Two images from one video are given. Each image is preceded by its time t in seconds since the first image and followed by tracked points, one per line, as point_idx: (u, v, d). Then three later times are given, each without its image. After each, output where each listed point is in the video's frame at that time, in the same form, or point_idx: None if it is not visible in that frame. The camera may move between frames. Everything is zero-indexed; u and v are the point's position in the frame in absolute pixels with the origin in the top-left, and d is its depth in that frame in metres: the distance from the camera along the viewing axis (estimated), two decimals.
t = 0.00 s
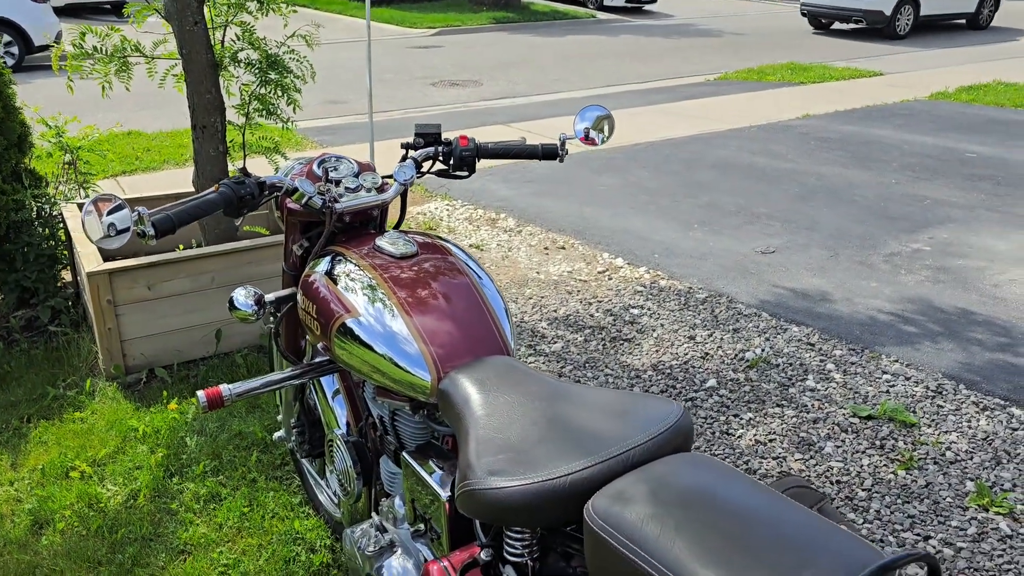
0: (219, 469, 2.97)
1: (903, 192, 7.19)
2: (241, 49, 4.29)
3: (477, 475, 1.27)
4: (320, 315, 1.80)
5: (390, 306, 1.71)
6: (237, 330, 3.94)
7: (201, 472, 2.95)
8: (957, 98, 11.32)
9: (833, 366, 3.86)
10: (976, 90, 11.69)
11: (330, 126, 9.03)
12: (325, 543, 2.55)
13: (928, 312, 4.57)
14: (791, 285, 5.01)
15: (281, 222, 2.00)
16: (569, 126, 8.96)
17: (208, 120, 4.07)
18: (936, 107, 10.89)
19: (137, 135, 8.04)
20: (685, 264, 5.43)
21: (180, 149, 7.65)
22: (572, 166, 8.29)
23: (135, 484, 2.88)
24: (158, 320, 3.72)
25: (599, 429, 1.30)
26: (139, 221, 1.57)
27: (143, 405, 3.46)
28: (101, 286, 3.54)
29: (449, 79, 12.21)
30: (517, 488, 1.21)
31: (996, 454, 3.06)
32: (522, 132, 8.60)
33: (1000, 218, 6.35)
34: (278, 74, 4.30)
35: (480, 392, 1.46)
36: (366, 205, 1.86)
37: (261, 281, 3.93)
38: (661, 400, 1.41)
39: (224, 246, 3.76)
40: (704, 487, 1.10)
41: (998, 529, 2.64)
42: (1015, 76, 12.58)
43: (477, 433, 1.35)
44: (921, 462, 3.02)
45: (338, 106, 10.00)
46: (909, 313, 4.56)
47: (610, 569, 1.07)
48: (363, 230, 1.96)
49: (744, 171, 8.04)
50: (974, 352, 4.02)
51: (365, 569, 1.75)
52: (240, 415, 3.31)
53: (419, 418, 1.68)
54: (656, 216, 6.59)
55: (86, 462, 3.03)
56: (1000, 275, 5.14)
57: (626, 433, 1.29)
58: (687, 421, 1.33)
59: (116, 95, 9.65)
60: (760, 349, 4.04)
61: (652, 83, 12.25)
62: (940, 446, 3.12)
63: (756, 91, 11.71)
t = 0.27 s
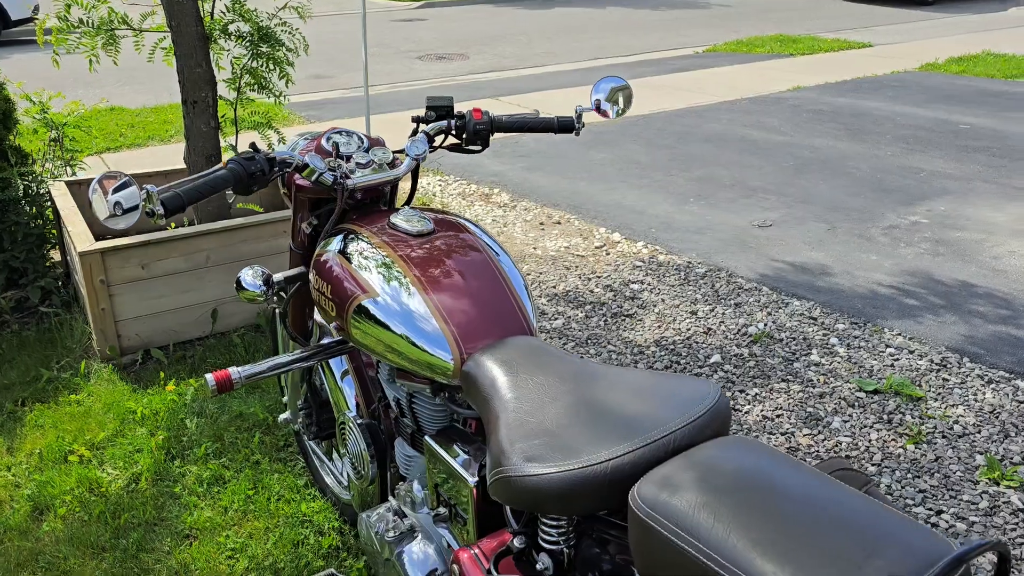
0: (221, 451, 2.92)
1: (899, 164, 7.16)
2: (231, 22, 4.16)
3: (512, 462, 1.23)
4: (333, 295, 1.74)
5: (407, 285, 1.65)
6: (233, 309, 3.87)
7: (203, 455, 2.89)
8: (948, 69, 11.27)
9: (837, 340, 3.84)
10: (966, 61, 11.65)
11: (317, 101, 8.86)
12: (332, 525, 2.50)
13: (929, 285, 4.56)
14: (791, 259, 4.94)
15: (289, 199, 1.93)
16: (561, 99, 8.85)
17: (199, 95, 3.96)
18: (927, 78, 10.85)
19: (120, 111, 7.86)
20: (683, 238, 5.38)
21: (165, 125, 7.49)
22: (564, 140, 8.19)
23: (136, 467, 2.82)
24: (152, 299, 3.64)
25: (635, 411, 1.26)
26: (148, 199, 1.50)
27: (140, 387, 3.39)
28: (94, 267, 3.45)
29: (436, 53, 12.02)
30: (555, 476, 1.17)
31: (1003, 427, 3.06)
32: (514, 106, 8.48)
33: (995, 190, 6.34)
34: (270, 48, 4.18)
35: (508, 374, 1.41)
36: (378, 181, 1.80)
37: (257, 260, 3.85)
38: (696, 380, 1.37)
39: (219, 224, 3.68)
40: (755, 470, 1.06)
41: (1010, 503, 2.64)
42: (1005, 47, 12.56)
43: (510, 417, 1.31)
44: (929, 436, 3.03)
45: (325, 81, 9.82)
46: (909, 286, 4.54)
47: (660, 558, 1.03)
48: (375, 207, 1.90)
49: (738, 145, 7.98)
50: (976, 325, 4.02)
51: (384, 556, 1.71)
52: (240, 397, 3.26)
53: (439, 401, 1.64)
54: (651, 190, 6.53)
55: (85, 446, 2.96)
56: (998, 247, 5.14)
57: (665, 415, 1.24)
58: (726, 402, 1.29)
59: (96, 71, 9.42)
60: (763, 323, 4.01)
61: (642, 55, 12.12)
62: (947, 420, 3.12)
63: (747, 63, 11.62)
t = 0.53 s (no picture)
0: (233, 430, 2.85)
1: (903, 132, 7.08)
2: None
3: (570, 444, 1.17)
4: (362, 269, 1.67)
5: (440, 257, 1.58)
6: (238, 284, 3.78)
7: (215, 433, 2.83)
8: (948, 36, 11.14)
9: (853, 310, 3.79)
10: (965, 27, 11.52)
11: (310, 71, 8.67)
12: (353, 505, 2.44)
13: (941, 253, 4.51)
14: (801, 228, 4.87)
15: (310, 170, 1.85)
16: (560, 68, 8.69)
17: (198, 65, 3.83)
18: (927, 45, 10.72)
19: (109, 83, 7.67)
20: (690, 209, 5.30)
21: (157, 97, 7.31)
22: (564, 110, 8.06)
23: (147, 447, 2.75)
24: (156, 275, 3.55)
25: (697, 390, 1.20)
26: (172, 169, 1.43)
27: (146, 364, 3.31)
28: (96, 242, 3.35)
29: (429, 21, 11.78)
30: (618, 458, 1.12)
31: None
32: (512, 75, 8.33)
33: (1002, 157, 6.28)
34: (270, 15, 4.04)
35: (557, 350, 1.35)
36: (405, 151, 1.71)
37: (262, 234, 3.76)
38: (753, 357, 1.31)
39: (223, 197, 3.59)
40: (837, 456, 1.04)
41: None
42: (1003, 13, 12.42)
43: (563, 396, 1.25)
44: (953, 407, 3.00)
45: (317, 51, 9.61)
46: (922, 255, 4.49)
47: (738, 545, 1.01)
48: (401, 177, 1.82)
49: (740, 114, 7.86)
50: (992, 294, 3.98)
51: (419, 538, 1.66)
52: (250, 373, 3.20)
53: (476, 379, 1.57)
54: (655, 160, 6.43)
55: (92, 426, 2.89)
56: (1009, 215, 5.09)
57: (729, 395, 1.19)
58: (790, 380, 1.24)
59: (82, 41, 9.18)
60: (777, 294, 3.95)
61: (638, 23, 11.92)
62: (969, 391, 3.09)
63: (745, 30, 11.45)
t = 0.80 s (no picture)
0: (246, 411, 2.80)
1: (917, 103, 6.95)
2: None
3: (619, 435, 1.11)
4: (386, 248, 1.60)
5: (469, 235, 1.50)
6: (246, 263, 3.71)
7: (228, 415, 2.77)
8: (959, 5, 10.93)
9: (873, 286, 3.72)
10: None
11: (312, 43, 8.51)
12: (371, 488, 2.39)
13: (961, 227, 4.43)
14: (817, 202, 4.78)
15: (329, 145, 1.77)
16: (566, 39, 8.53)
17: (202, 37, 3.72)
18: (937, 14, 10.52)
19: (108, 57, 7.53)
20: (702, 183, 5.21)
21: (157, 70, 7.18)
22: (570, 82, 7.92)
23: (158, 430, 2.70)
24: (163, 253, 3.48)
25: (751, 379, 1.15)
26: (190, 145, 1.36)
27: (155, 345, 3.25)
28: (101, 220, 3.28)
29: None
30: (673, 451, 1.06)
31: None
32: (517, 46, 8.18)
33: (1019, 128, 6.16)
34: None
35: (598, 335, 1.29)
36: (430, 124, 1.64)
37: (270, 211, 3.68)
38: (803, 343, 1.25)
39: (229, 173, 3.50)
40: (911, 446, 0.98)
41: None
42: None
43: (609, 384, 1.19)
44: (979, 384, 2.94)
45: (318, 23, 9.43)
46: (941, 229, 4.41)
47: (807, 544, 0.96)
48: (424, 152, 1.74)
49: (750, 85, 7.73)
50: (1014, 269, 3.90)
51: (448, 527, 1.61)
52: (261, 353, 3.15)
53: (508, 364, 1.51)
54: (665, 133, 6.32)
55: (102, 408, 2.83)
56: None
57: (785, 384, 1.13)
58: (846, 367, 1.18)
59: (79, 14, 9.01)
60: (795, 269, 3.87)
61: None
62: (996, 368, 3.03)
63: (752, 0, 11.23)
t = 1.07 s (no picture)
0: (251, 396, 2.72)
1: (940, 75, 6.74)
2: None
3: (652, 447, 1.02)
4: (394, 234, 1.49)
5: (483, 219, 1.39)
6: (251, 240, 3.61)
7: (232, 400, 2.69)
8: None
9: (898, 266, 3.58)
10: None
11: (319, 13, 8.32)
12: (379, 478, 2.31)
13: (987, 205, 4.28)
14: (837, 178, 4.64)
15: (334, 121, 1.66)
16: (578, 9, 8.31)
17: (204, 6, 3.58)
18: None
19: (111, 27, 7.38)
20: (720, 158, 5.06)
21: (161, 41, 7.03)
22: (582, 53, 7.73)
23: (160, 415, 2.62)
24: (165, 231, 3.38)
25: (795, 382, 1.04)
26: (181, 124, 1.25)
27: (157, 326, 3.17)
28: (101, 196, 3.17)
29: None
30: (712, 466, 0.97)
31: None
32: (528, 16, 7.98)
33: None
34: None
35: (623, 333, 1.19)
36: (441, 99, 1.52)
37: (275, 187, 3.57)
38: (849, 339, 1.14)
39: (232, 148, 3.39)
40: (981, 466, 0.87)
41: None
42: None
43: (638, 389, 1.09)
44: (1010, 370, 2.83)
45: None
46: (967, 206, 4.26)
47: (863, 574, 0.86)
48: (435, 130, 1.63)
49: (768, 56, 7.52)
50: None
51: (460, 528, 1.52)
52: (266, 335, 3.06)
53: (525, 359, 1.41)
54: (680, 107, 6.15)
55: (103, 392, 2.76)
56: None
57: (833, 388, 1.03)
58: (898, 369, 1.08)
59: None
60: (817, 249, 3.74)
61: None
62: None
63: None
